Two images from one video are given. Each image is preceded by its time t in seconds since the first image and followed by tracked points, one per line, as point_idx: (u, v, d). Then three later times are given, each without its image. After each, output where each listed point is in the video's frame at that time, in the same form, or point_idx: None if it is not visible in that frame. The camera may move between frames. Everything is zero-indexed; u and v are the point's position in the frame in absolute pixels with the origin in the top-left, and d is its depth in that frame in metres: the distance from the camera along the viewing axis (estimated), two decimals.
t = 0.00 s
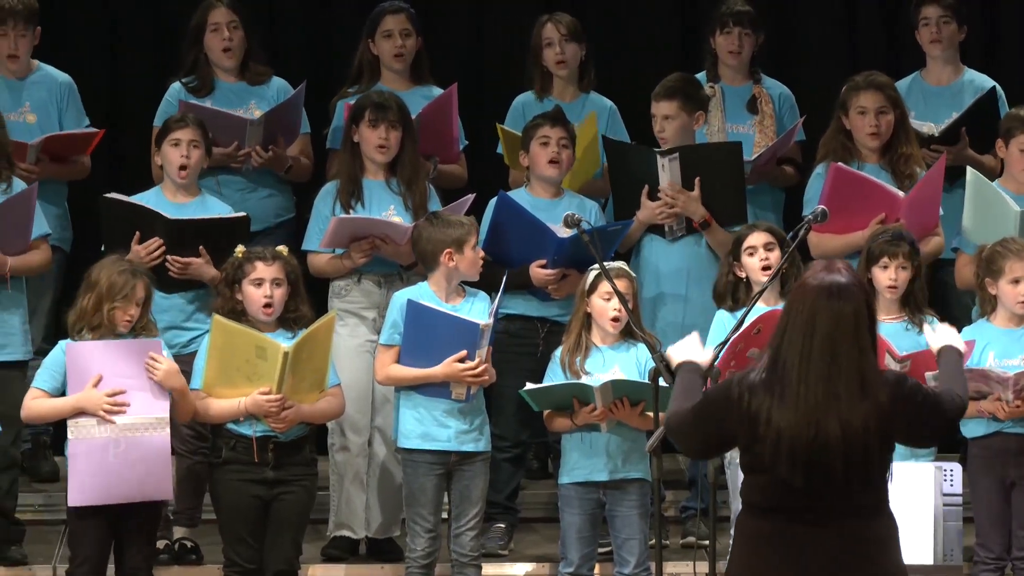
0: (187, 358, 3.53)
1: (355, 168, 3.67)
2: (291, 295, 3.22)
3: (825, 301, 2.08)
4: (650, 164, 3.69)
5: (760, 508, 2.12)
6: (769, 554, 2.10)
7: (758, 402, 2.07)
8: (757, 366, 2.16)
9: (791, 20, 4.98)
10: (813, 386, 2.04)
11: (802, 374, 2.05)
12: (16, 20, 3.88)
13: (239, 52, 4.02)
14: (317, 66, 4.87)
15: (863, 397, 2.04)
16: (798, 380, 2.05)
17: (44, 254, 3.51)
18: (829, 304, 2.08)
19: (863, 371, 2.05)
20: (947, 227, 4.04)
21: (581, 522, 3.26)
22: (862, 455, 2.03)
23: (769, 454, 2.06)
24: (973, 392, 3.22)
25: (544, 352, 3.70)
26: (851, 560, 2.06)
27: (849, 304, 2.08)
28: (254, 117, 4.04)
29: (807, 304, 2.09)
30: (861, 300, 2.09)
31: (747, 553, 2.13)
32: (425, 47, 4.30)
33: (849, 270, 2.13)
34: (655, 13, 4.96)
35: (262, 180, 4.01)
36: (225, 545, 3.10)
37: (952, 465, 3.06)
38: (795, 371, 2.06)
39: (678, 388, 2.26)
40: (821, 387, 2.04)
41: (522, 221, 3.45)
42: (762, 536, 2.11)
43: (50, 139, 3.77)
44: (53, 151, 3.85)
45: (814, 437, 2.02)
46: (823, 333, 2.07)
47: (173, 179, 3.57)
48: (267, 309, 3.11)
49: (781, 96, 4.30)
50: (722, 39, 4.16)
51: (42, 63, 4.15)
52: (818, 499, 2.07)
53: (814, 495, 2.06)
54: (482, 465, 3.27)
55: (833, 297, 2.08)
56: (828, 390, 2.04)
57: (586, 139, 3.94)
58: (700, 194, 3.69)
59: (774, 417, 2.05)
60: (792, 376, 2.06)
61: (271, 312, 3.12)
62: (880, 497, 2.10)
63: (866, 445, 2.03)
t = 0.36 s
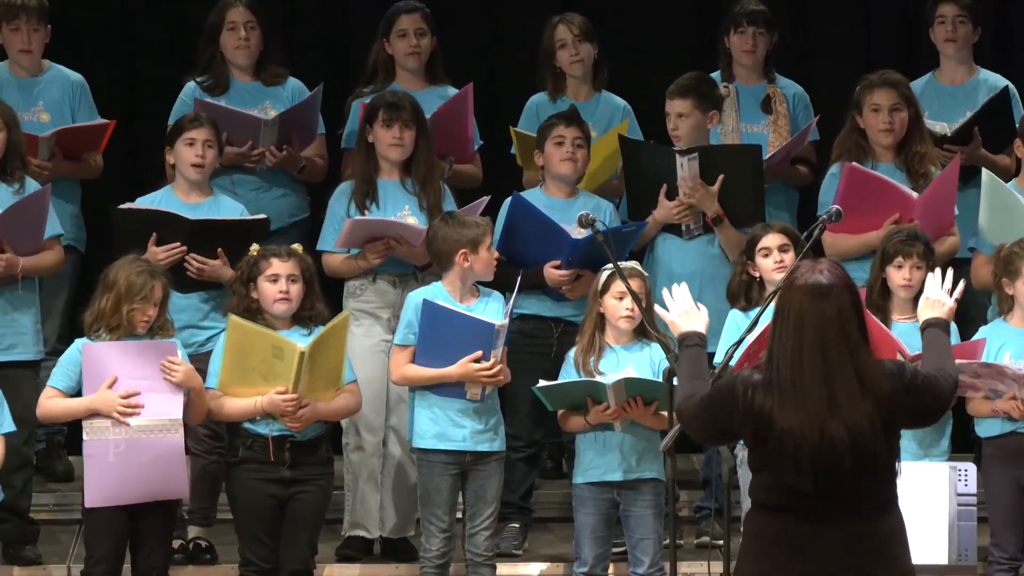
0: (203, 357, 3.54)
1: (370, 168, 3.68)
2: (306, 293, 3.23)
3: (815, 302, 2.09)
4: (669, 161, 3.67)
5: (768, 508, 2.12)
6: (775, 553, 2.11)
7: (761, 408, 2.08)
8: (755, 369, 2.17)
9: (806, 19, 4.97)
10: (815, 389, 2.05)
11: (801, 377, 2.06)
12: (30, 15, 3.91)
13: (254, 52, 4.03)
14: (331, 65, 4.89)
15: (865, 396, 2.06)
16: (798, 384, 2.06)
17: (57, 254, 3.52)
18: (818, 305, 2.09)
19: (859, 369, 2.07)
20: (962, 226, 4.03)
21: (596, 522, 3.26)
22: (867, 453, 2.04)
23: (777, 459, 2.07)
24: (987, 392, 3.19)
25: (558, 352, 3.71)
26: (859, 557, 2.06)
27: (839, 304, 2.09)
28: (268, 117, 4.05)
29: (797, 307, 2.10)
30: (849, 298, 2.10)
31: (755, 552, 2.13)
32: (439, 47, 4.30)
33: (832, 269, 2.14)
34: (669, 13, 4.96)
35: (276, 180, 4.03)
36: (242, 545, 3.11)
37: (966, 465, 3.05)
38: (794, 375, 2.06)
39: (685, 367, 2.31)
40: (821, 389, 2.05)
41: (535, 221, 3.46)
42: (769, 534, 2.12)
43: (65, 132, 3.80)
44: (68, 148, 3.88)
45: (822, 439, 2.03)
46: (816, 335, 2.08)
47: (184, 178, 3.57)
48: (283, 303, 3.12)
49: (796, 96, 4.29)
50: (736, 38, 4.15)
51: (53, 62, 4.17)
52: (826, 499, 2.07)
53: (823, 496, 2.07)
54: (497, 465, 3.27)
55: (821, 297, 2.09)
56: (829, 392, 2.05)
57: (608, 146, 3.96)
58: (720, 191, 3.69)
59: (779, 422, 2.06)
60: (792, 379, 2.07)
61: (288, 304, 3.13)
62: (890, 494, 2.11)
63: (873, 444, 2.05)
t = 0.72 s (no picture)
0: (218, 357, 3.53)
1: (383, 169, 3.69)
2: (320, 293, 3.24)
3: (818, 301, 2.08)
4: (688, 163, 3.68)
5: (773, 508, 2.12)
6: (780, 554, 2.10)
7: (763, 408, 2.07)
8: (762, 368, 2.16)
9: (821, 18, 4.96)
10: (815, 389, 2.04)
11: (801, 377, 2.05)
12: (46, 14, 3.94)
13: (269, 53, 4.04)
14: (345, 65, 4.90)
15: (866, 396, 2.04)
16: (799, 383, 2.05)
17: (70, 253, 3.54)
18: (821, 305, 2.08)
19: (863, 369, 2.05)
20: (977, 226, 4.02)
21: (611, 522, 3.27)
22: (869, 453, 2.03)
23: (779, 459, 2.06)
24: (1001, 391, 3.11)
25: (573, 352, 3.71)
26: (864, 556, 2.06)
27: (841, 304, 2.07)
28: (282, 118, 4.06)
29: (800, 307, 2.09)
30: (852, 298, 2.09)
31: (759, 553, 2.12)
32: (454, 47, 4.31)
33: (837, 268, 2.12)
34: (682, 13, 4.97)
35: (291, 180, 4.04)
36: (256, 545, 3.12)
37: (981, 464, 3.04)
38: (795, 375, 2.05)
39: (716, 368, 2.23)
40: (821, 389, 2.04)
41: (550, 221, 3.45)
42: (773, 535, 2.11)
43: (83, 136, 3.80)
44: (83, 150, 3.88)
45: (821, 439, 2.02)
46: (818, 335, 2.07)
47: (198, 176, 3.59)
48: (298, 304, 3.13)
49: (810, 96, 4.29)
50: (750, 39, 4.15)
51: (68, 63, 4.19)
52: (834, 501, 2.06)
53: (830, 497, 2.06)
54: (512, 465, 3.28)
55: (824, 297, 2.08)
56: (829, 392, 2.04)
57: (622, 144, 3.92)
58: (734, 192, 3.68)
59: (780, 422, 2.05)
60: (794, 379, 2.05)
61: (303, 306, 3.14)
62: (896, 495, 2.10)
63: (875, 445, 2.03)
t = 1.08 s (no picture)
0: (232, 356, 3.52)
1: (393, 168, 3.70)
2: (334, 293, 3.25)
3: (833, 297, 2.05)
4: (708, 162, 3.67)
5: (782, 503, 2.11)
6: (789, 551, 2.09)
7: (775, 404, 2.05)
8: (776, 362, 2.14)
9: (834, 18, 4.95)
10: (828, 385, 2.01)
11: (815, 373, 2.03)
12: (61, 13, 3.95)
13: (281, 52, 4.05)
14: (358, 65, 4.91)
15: (878, 392, 2.02)
16: (812, 378, 2.03)
17: (83, 251, 3.55)
18: (836, 300, 2.05)
19: (877, 365, 2.03)
20: (990, 226, 4.01)
21: (623, 521, 3.27)
22: (877, 449, 2.01)
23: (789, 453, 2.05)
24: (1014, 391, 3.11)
25: (585, 352, 3.71)
26: (871, 555, 2.04)
27: (858, 299, 2.05)
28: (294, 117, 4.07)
29: (815, 302, 2.06)
30: (869, 293, 2.06)
31: (770, 549, 2.12)
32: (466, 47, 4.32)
33: (854, 263, 2.10)
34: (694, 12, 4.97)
35: (303, 179, 4.06)
36: (269, 544, 3.12)
37: (993, 464, 3.03)
38: (809, 370, 2.03)
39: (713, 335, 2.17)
40: (834, 384, 2.01)
41: (562, 220, 3.46)
42: (781, 530, 2.10)
43: (97, 139, 3.81)
44: (97, 150, 3.89)
45: (833, 435, 2.01)
46: (833, 331, 2.04)
47: (212, 175, 3.60)
48: (311, 303, 3.14)
49: (822, 96, 4.28)
50: (762, 38, 4.14)
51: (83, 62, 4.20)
52: (844, 496, 2.05)
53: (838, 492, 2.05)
54: (524, 465, 3.28)
55: (840, 292, 2.05)
56: (843, 387, 2.01)
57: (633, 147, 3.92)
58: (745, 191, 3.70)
59: (792, 417, 2.03)
60: (808, 374, 2.03)
61: (316, 305, 3.15)
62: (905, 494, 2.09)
63: (884, 442, 2.01)
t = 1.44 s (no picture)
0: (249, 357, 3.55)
1: (406, 168, 3.70)
2: (348, 293, 3.26)
3: (861, 298, 2.05)
4: (723, 161, 3.66)
5: (802, 505, 2.09)
6: (808, 552, 2.07)
7: (800, 403, 2.04)
8: (799, 364, 2.13)
9: (847, 17, 4.94)
10: (854, 384, 2.00)
11: (842, 373, 2.02)
12: (76, 12, 3.97)
13: (295, 52, 4.06)
14: (371, 65, 4.92)
15: (902, 393, 2.01)
16: (838, 376, 2.02)
17: (96, 250, 3.57)
18: (864, 301, 2.05)
19: (901, 366, 2.02)
20: (1003, 227, 4.00)
21: (637, 522, 3.27)
22: (901, 449, 2.00)
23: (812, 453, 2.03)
24: None
25: (599, 352, 3.71)
26: (889, 557, 2.02)
27: (885, 300, 2.05)
28: (307, 118, 4.08)
29: (843, 302, 2.06)
30: (896, 295, 2.06)
31: (786, 551, 2.10)
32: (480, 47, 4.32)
33: (882, 266, 2.10)
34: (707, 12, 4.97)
35: (315, 180, 4.07)
36: (282, 544, 3.13)
37: (1007, 465, 3.02)
38: (836, 370, 2.02)
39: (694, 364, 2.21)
40: (861, 384, 2.00)
41: (576, 219, 3.47)
42: (801, 532, 2.08)
43: (109, 138, 3.82)
44: (110, 150, 3.90)
45: (856, 436, 1.99)
46: (859, 331, 2.03)
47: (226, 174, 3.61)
48: (326, 304, 3.15)
49: (835, 96, 4.28)
50: (774, 38, 4.14)
51: (97, 62, 4.22)
52: (857, 497, 2.03)
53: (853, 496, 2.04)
54: (536, 465, 3.29)
55: (868, 293, 2.05)
56: (869, 388, 2.00)
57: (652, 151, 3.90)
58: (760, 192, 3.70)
59: (816, 415, 2.02)
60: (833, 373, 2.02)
61: (330, 307, 3.15)
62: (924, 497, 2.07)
63: (907, 442, 2.00)
